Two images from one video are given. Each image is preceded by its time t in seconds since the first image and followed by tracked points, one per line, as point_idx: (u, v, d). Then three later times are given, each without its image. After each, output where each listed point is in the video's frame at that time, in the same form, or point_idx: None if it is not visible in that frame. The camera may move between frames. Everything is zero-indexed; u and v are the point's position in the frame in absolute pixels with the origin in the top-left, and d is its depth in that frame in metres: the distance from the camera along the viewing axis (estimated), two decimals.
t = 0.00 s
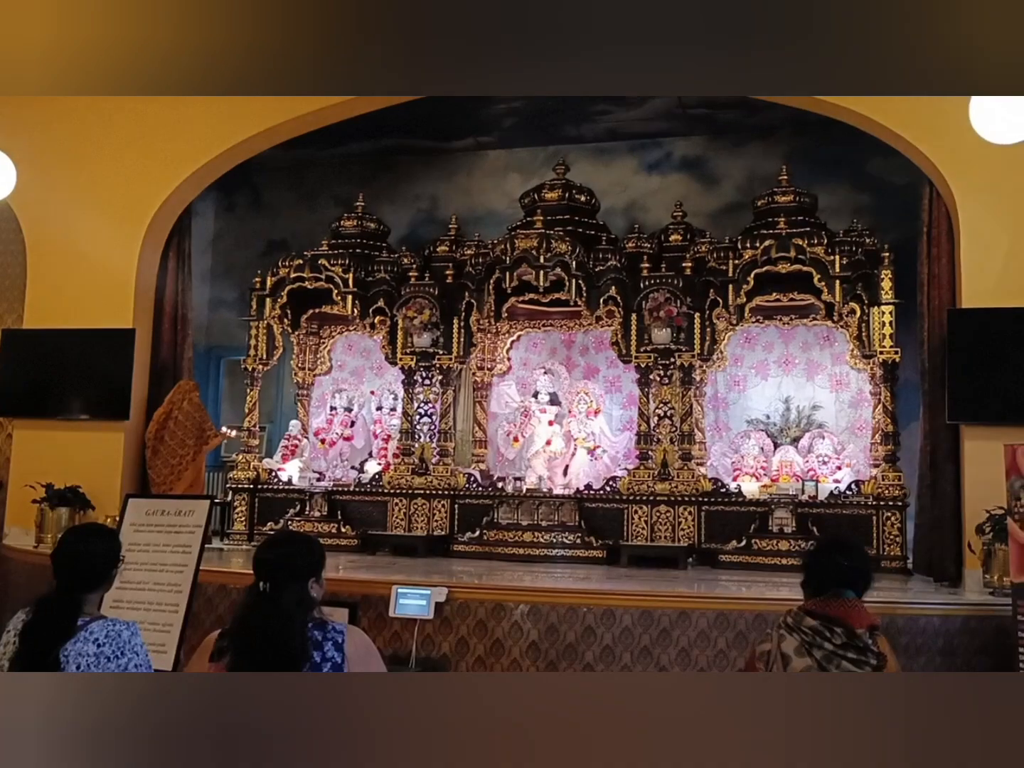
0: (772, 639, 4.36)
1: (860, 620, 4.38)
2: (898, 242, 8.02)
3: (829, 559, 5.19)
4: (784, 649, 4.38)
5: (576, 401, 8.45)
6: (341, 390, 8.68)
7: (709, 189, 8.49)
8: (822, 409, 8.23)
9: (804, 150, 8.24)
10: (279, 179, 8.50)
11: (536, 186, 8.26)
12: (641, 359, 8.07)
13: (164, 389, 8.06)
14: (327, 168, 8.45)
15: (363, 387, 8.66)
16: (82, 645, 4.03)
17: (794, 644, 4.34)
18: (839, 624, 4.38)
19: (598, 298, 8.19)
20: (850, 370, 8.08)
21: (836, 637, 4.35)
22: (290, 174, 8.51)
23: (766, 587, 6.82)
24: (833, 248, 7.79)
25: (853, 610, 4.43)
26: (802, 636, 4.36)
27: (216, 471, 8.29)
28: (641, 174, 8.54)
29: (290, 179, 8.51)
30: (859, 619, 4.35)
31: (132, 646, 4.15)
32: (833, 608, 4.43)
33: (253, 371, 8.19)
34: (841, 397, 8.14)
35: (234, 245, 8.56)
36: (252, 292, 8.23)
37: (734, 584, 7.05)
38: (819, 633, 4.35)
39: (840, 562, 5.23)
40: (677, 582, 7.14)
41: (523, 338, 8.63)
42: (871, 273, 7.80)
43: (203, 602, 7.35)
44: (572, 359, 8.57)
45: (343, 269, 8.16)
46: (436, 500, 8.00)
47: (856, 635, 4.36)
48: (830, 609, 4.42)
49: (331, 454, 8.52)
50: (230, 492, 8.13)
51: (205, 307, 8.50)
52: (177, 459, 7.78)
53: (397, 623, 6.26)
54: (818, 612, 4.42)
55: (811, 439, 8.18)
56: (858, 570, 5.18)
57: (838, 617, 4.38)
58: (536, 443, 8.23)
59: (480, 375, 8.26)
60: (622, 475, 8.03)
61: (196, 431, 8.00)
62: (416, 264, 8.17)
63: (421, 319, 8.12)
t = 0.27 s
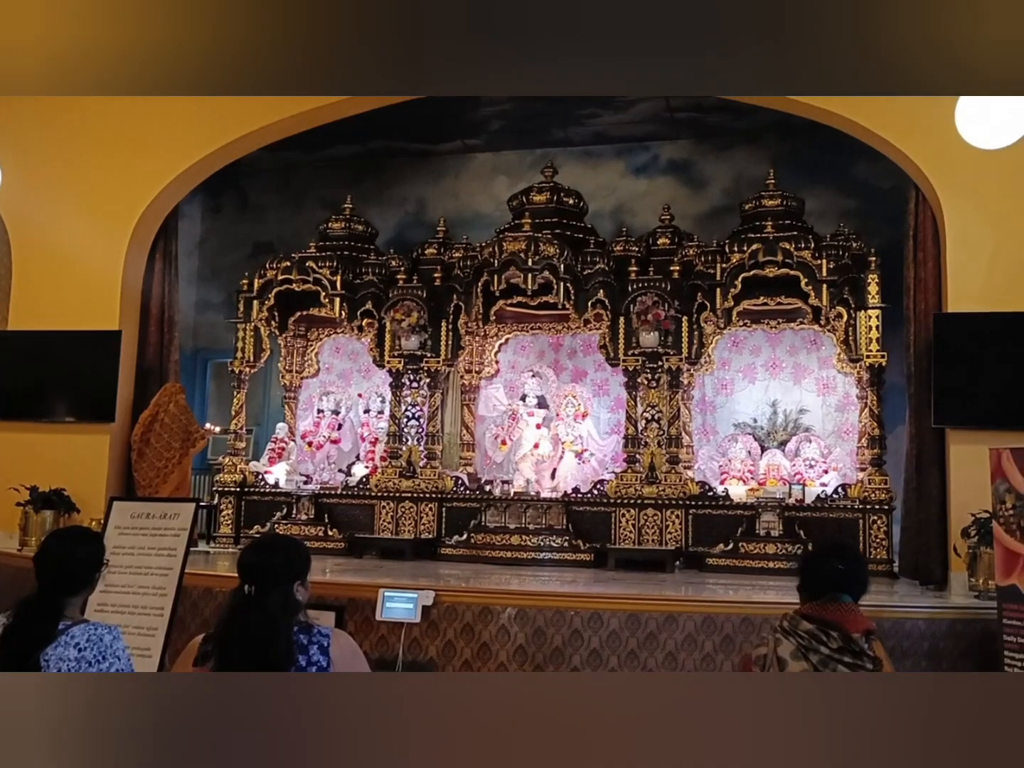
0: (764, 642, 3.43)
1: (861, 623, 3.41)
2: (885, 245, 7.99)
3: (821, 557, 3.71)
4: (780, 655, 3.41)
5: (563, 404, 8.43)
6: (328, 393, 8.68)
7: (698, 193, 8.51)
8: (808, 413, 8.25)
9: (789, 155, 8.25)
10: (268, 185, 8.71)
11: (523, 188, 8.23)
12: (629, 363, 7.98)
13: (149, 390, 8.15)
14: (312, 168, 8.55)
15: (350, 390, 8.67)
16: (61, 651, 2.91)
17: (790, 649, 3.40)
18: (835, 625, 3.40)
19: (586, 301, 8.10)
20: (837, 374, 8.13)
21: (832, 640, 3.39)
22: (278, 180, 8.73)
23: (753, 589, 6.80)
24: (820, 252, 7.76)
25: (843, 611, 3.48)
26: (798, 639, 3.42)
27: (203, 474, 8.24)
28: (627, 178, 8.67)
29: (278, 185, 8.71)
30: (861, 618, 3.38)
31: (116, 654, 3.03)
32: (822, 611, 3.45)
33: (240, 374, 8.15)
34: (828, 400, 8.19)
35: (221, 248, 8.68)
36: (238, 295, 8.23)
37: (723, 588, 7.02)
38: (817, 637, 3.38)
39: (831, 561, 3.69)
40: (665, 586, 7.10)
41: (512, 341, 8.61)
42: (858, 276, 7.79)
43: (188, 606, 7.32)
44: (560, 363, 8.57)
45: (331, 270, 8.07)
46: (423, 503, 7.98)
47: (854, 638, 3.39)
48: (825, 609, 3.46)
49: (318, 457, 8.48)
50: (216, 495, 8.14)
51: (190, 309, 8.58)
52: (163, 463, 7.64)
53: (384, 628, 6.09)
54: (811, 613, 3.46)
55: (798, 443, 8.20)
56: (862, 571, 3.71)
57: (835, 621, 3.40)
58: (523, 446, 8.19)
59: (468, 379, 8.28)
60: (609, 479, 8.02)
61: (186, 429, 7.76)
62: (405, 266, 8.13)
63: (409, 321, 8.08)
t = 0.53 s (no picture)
0: (765, 645, 3.35)
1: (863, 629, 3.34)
2: (879, 249, 8.01)
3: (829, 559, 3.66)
4: (780, 658, 3.35)
5: (557, 406, 8.44)
6: (321, 394, 8.67)
7: (692, 196, 8.52)
8: (802, 415, 8.26)
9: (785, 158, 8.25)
10: (263, 187, 8.69)
11: (518, 191, 8.24)
12: (623, 365, 7.98)
13: (143, 389, 8.13)
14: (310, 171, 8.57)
15: (343, 391, 8.65)
16: (50, 652, 2.82)
17: (790, 652, 3.34)
18: (837, 630, 3.33)
19: (579, 302, 8.14)
20: (829, 376, 8.15)
21: (833, 642, 3.33)
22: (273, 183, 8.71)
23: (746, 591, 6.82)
24: (814, 256, 7.76)
25: (845, 616, 3.42)
26: (799, 642, 3.36)
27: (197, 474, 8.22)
28: (622, 181, 8.67)
29: (272, 187, 8.69)
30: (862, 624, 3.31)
31: (104, 654, 2.96)
32: (825, 616, 3.37)
33: (233, 374, 8.15)
34: (821, 403, 8.21)
35: (216, 250, 8.66)
36: (231, 296, 8.20)
37: (716, 590, 7.03)
38: (817, 640, 3.31)
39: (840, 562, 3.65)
40: (658, 589, 7.09)
41: (505, 344, 8.64)
42: (851, 279, 7.81)
43: (180, 607, 7.31)
44: (554, 365, 8.58)
45: (325, 271, 8.06)
46: (417, 505, 7.98)
47: (854, 642, 3.31)
48: (825, 613, 3.40)
49: (310, 460, 8.42)
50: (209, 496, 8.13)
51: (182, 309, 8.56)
52: (155, 464, 7.62)
53: (376, 629, 6.07)
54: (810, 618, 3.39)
55: (791, 446, 8.20)
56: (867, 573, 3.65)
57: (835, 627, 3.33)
58: (517, 448, 8.18)
59: (461, 381, 8.18)
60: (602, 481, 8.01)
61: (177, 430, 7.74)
62: (398, 268, 8.13)
63: (403, 323, 8.08)
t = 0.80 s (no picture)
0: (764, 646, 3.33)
1: (863, 631, 3.32)
2: (874, 250, 8.03)
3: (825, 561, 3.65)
4: (780, 659, 3.33)
5: (553, 408, 8.45)
6: (318, 396, 8.65)
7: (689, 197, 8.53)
8: (797, 417, 8.27)
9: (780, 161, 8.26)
10: (258, 190, 8.66)
11: (513, 193, 8.25)
12: (619, 366, 8.00)
13: (138, 389, 8.12)
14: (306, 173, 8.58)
15: (339, 393, 8.67)
16: (44, 654, 2.87)
17: (789, 653, 3.31)
18: (836, 631, 3.32)
19: (576, 304, 8.12)
20: (825, 377, 8.17)
21: (834, 643, 3.31)
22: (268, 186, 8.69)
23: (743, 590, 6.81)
24: (809, 257, 7.77)
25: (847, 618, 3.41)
26: (799, 643, 3.33)
27: (192, 477, 8.17)
28: (618, 183, 8.66)
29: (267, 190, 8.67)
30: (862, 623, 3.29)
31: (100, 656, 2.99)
32: (827, 617, 3.36)
33: (229, 376, 8.13)
34: (817, 405, 8.22)
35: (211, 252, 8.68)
36: (227, 297, 8.20)
37: (711, 592, 7.02)
38: (817, 641, 3.30)
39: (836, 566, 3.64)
40: (654, 590, 7.07)
41: (501, 346, 8.68)
42: (847, 281, 7.81)
43: (175, 610, 7.30)
44: (550, 366, 8.62)
45: (320, 273, 8.05)
46: (413, 508, 7.98)
47: (855, 644, 3.29)
48: (825, 616, 3.39)
49: (306, 462, 8.42)
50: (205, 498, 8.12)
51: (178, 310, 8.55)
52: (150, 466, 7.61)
53: (372, 631, 6.06)
54: (810, 618, 3.38)
55: (787, 447, 8.21)
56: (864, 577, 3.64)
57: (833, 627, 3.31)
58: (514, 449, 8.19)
59: (458, 382, 8.13)
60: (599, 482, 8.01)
61: (171, 432, 7.73)
62: (394, 269, 8.14)
63: (398, 324, 8.11)
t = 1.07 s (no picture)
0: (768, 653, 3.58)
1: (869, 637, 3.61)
2: (878, 247, 7.83)
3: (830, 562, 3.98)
4: (783, 665, 3.59)
5: (552, 409, 8.25)
6: (309, 398, 8.38)
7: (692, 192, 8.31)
8: (802, 417, 8.07)
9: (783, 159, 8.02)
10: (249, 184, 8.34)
11: (512, 189, 8.06)
12: (619, 366, 7.81)
13: (126, 390, 7.85)
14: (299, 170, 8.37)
15: (334, 394, 8.38)
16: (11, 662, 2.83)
17: (793, 660, 3.56)
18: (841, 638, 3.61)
19: (576, 302, 7.91)
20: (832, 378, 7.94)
21: (837, 649, 3.57)
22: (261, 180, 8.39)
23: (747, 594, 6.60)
24: (814, 254, 7.62)
25: (853, 623, 3.66)
26: (801, 650, 3.58)
27: (183, 481, 7.91)
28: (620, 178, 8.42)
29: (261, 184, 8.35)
30: (865, 628, 3.58)
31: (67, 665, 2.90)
32: (837, 624, 3.65)
33: (221, 377, 7.93)
34: (822, 406, 8.00)
35: (203, 250, 8.40)
36: (218, 296, 8.00)
37: (715, 597, 6.83)
38: (819, 647, 3.58)
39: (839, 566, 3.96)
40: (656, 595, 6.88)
41: (498, 345, 8.38)
42: (853, 279, 7.62)
43: (165, 617, 7.11)
44: (548, 367, 8.34)
45: (314, 270, 7.88)
46: (409, 512, 7.78)
47: (859, 649, 3.56)
48: (832, 623, 3.64)
49: (300, 464, 8.24)
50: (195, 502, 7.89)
51: (169, 310, 8.19)
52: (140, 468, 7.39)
53: (367, 638, 5.86)
54: (820, 624, 3.66)
55: (792, 448, 8.02)
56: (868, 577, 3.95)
57: (840, 633, 3.61)
58: (513, 451, 8.02)
59: (455, 383, 8.01)
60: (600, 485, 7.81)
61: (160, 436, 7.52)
62: (390, 267, 7.97)
63: (395, 323, 7.91)
